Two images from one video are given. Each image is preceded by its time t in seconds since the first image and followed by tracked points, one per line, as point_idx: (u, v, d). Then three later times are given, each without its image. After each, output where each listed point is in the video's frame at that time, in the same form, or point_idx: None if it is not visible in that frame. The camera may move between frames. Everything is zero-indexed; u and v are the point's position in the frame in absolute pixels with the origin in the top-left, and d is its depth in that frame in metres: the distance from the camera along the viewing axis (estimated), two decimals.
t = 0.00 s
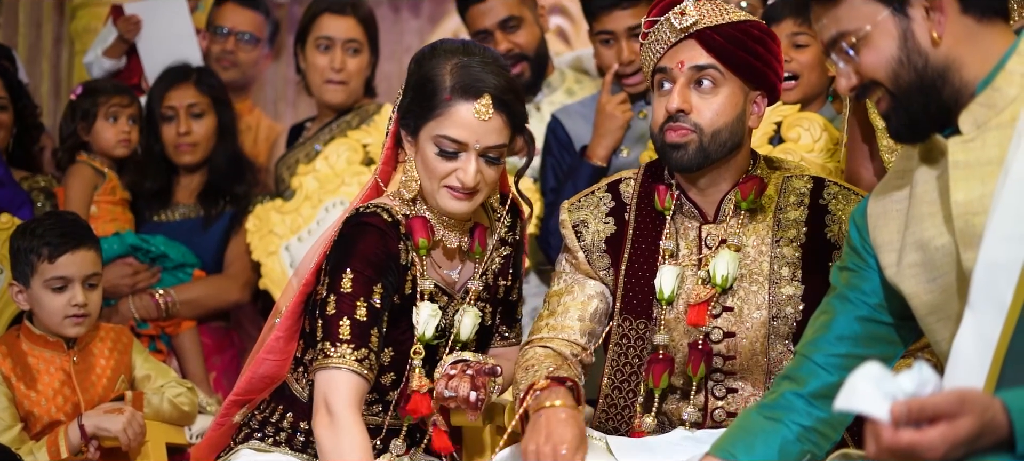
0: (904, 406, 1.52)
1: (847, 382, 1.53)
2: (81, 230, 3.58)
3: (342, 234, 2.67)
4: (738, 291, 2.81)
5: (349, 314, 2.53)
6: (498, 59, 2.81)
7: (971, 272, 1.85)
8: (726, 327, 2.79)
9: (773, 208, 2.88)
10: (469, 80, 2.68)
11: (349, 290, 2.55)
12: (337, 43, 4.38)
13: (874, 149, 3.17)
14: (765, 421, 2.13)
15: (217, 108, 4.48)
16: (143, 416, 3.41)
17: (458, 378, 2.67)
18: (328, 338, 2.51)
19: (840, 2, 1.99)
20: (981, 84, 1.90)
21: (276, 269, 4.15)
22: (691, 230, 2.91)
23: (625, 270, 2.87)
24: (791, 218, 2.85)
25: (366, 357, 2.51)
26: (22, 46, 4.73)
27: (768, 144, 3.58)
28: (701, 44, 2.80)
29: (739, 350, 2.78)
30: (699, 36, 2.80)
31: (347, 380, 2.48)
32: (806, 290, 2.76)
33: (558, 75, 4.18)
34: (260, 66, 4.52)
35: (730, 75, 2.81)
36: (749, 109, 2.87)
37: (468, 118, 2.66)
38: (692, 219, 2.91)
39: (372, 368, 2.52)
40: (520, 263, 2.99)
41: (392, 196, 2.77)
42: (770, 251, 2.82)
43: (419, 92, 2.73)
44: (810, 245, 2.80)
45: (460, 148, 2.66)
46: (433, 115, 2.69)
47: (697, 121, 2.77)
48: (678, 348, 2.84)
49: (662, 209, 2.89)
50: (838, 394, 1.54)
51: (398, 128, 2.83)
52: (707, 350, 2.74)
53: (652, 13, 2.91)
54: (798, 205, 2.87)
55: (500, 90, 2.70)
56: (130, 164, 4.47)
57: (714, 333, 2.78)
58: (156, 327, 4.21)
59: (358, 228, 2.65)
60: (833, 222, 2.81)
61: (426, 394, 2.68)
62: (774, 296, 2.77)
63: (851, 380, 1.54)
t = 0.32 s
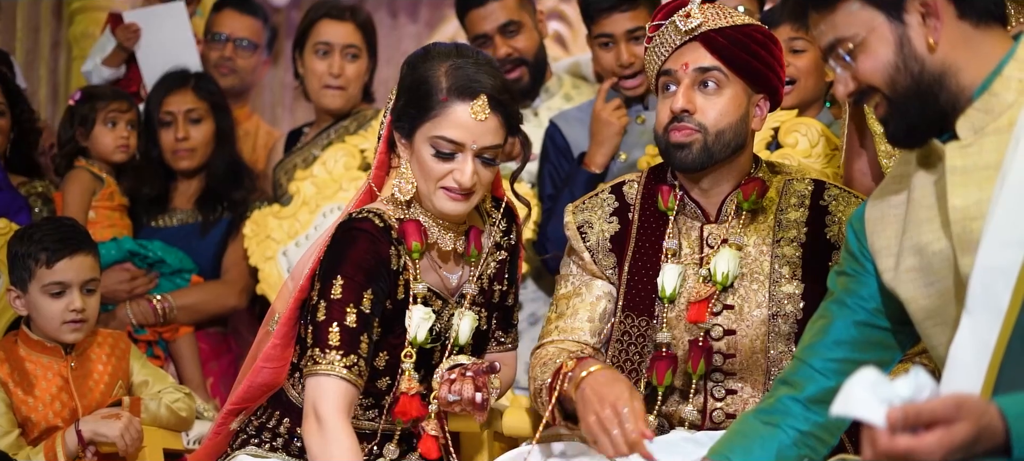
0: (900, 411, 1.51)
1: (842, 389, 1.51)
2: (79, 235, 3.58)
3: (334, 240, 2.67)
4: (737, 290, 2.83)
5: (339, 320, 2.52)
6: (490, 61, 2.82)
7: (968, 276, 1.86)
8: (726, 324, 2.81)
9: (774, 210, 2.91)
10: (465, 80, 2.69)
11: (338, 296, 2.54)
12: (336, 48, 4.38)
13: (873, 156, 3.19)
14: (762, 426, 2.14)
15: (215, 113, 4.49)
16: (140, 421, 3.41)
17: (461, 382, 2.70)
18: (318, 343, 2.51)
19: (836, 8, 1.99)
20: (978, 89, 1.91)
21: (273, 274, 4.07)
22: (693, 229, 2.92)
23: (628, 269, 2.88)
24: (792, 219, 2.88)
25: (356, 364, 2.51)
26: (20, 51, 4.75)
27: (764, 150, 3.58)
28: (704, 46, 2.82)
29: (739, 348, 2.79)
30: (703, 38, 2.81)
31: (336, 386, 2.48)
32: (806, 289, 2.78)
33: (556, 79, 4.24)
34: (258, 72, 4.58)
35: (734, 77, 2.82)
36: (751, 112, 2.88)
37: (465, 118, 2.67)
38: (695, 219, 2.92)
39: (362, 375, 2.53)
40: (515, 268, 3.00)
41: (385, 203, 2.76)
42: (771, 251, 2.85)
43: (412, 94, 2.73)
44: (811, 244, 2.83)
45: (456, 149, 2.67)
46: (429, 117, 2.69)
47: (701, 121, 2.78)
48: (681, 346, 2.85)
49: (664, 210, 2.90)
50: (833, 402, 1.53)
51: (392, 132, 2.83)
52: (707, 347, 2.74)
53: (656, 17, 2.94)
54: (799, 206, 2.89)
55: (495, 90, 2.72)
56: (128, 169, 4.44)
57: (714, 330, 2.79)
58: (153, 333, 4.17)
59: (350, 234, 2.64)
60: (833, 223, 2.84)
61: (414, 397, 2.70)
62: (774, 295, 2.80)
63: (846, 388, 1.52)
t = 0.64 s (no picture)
0: (896, 420, 1.51)
1: (838, 398, 1.53)
2: (76, 241, 3.57)
3: (323, 253, 2.67)
4: (737, 291, 2.85)
5: (331, 337, 2.54)
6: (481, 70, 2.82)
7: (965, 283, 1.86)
8: (725, 326, 2.83)
9: (774, 213, 2.94)
10: (456, 88, 2.70)
11: (329, 312, 2.56)
12: (333, 54, 4.38)
13: (868, 160, 3.22)
14: (761, 434, 2.15)
15: (212, 120, 4.50)
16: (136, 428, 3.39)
17: (455, 393, 2.70)
18: (312, 361, 2.53)
19: (832, 15, 1.99)
20: (974, 96, 1.91)
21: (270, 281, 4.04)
22: (694, 233, 2.96)
23: (630, 271, 2.90)
24: (792, 223, 2.91)
25: (349, 380, 2.52)
26: (17, 56, 4.74)
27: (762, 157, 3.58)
28: (705, 53, 2.85)
29: (739, 350, 2.81)
30: (703, 44, 2.85)
31: (331, 403, 2.50)
32: (805, 289, 2.81)
33: (553, 86, 4.21)
34: (255, 77, 4.53)
35: (735, 83, 2.85)
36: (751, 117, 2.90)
37: (456, 126, 2.67)
38: (696, 223, 2.96)
39: (358, 390, 2.54)
40: (509, 274, 2.98)
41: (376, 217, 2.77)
42: (771, 254, 2.88)
43: (403, 102, 2.74)
44: (810, 248, 2.86)
45: (447, 157, 2.67)
46: (419, 125, 2.70)
47: (704, 124, 2.81)
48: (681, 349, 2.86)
49: (666, 214, 2.92)
50: (832, 409, 1.54)
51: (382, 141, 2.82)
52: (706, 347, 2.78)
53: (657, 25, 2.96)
54: (799, 210, 2.92)
55: (487, 97, 2.72)
56: (126, 175, 4.45)
57: (714, 331, 2.82)
58: (149, 339, 4.19)
59: (338, 248, 2.64)
60: (832, 226, 2.87)
61: (404, 408, 2.71)
62: (773, 297, 2.83)
63: (843, 396, 1.53)
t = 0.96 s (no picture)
0: (893, 428, 1.51)
1: (836, 403, 1.56)
2: (71, 247, 3.57)
3: (315, 273, 2.67)
4: (736, 294, 2.87)
5: (333, 357, 2.55)
6: (469, 77, 2.83)
7: (961, 291, 1.86)
8: (724, 328, 2.84)
9: (772, 218, 2.96)
10: (448, 96, 2.70)
11: (329, 333, 2.57)
12: (329, 60, 4.36)
13: (864, 167, 3.22)
14: (756, 440, 2.15)
15: (208, 125, 4.49)
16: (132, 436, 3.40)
17: (446, 400, 2.69)
18: (317, 382, 2.54)
19: (824, 24, 2.00)
20: (969, 103, 1.91)
21: (266, 286, 4.02)
22: (693, 237, 2.96)
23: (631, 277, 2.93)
24: (790, 228, 2.93)
25: (358, 398, 2.54)
26: (12, 61, 4.71)
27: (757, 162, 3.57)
28: (707, 61, 2.88)
29: (738, 351, 2.82)
30: (705, 53, 2.87)
31: (343, 422, 2.52)
32: (803, 292, 2.84)
33: (548, 92, 4.26)
34: (254, 80, 4.65)
35: (737, 92, 2.88)
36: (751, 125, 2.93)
37: (449, 133, 2.68)
38: (695, 228, 2.97)
39: (365, 405, 2.56)
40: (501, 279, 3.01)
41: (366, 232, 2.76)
42: (769, 258, 2.90)
43: (394, 111, 2.74)
44: (808, 252, 2.88)
45: (440, 165, 2.67)
46: (412, 133, 2.70)
47: (706, 132, 2.83)
48: (680, 349, 2.87)
49: (667, 219, 2.92)
50: (829, 415, 1.57)
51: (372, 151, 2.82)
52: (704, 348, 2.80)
53: (659, 33, 2.98)
54: (797, 214, 2.95)
55: (477, 104, 2.73)
56: (122, 182, 4.41)
57: (712, 333, 2.83)
58: (145, 344, 4.13)
59: (329, 268, 2.64)
60: (830, 230, 2.89)
61: (393, 423, 2.69)
62: (771, 300, 2.84)
63: (840, 403, 1.55)
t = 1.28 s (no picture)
0: (887, 436, 1.52)
1: (830, 412, 1.55)
2: (65, 253, 3.57)
3: (309, 287, 2.66)
4: (731, 299, 2.89)
5: (335, 370, 2.55)
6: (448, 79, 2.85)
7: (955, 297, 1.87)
8: (719, 331, 2.87)
9: (768, 225, 2.96)
10: (442, 99, 2.73)
11: (329, 346, 2.57)
12: (325, 67, 4.34)
13: (858, 174, 3.26)
14: (751, 446, 2.15)
15: (202, 131, 4.49)
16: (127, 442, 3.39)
17: (446, 405, 2.70)
18: (319, 396, 2.54)
19: (818, 29, 2.02)
20: (961, 110, 1.90)
21: (260, 292, 4.03)
22: (690, 243, 2.98)
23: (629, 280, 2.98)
24: (785, 233, 2.93)
25: (360, 410, 2.55)
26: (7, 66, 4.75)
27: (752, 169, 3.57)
28: (708, 72, 2.91)
29: (733, 355, 2.84)
30: (707, 65, 2.90)
31: (348, 435, 2.53)
32: (798, 297, 2.85)
33: (543, 99, 4.23)
34: (250, 85, 4.55)
35: (737, 102, 2.92)
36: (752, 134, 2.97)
37: (448, 135, 2.71)
38: (694, 235, 2.98)
39: (369, 417, 2.58)
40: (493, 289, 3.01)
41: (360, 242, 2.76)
42: (764, 263, 2.91)
43: (389, 121, 2.74)
44: (803, 257, 2.89)
45: (442, 167, 2.71)
46: (410, 140, 2.71)
47: (706, 143, 2.87)
48: (677, 351, 2.90)
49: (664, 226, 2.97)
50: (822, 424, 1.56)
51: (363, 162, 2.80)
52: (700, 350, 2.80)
53: (659, 43, 3.00)
54: (792, 220, 2.95)
55: (470, 105, 2.77)
56: (117, 188, 4.42)
57: (708, 335, 2.86)
58: (139, 351, 4.13)
59: (325, 280, 2.64)
60: (824, 235, 2.90)
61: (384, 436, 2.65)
62: (766, 305, 2.86)
63: (834, 411, 1.55)
